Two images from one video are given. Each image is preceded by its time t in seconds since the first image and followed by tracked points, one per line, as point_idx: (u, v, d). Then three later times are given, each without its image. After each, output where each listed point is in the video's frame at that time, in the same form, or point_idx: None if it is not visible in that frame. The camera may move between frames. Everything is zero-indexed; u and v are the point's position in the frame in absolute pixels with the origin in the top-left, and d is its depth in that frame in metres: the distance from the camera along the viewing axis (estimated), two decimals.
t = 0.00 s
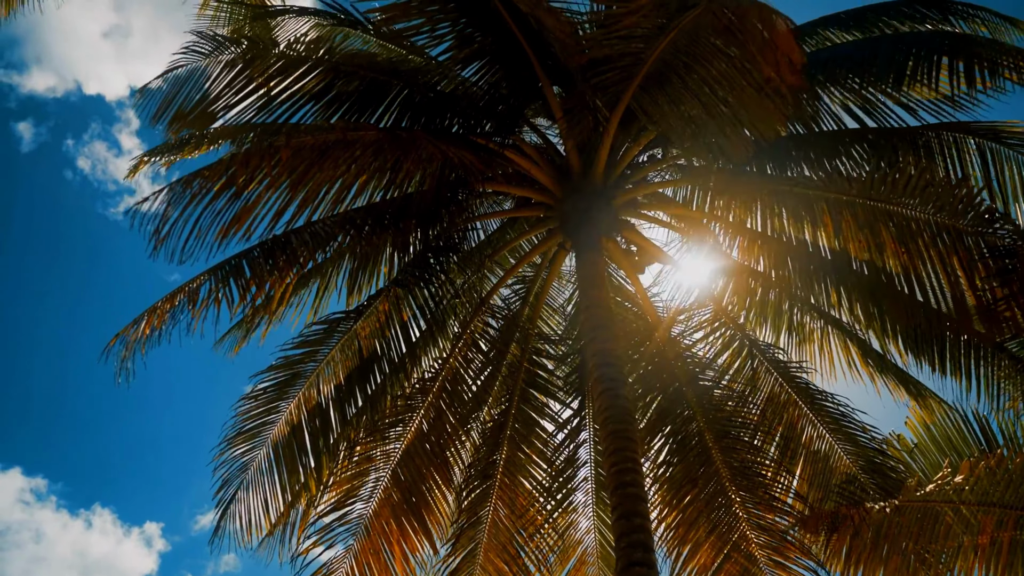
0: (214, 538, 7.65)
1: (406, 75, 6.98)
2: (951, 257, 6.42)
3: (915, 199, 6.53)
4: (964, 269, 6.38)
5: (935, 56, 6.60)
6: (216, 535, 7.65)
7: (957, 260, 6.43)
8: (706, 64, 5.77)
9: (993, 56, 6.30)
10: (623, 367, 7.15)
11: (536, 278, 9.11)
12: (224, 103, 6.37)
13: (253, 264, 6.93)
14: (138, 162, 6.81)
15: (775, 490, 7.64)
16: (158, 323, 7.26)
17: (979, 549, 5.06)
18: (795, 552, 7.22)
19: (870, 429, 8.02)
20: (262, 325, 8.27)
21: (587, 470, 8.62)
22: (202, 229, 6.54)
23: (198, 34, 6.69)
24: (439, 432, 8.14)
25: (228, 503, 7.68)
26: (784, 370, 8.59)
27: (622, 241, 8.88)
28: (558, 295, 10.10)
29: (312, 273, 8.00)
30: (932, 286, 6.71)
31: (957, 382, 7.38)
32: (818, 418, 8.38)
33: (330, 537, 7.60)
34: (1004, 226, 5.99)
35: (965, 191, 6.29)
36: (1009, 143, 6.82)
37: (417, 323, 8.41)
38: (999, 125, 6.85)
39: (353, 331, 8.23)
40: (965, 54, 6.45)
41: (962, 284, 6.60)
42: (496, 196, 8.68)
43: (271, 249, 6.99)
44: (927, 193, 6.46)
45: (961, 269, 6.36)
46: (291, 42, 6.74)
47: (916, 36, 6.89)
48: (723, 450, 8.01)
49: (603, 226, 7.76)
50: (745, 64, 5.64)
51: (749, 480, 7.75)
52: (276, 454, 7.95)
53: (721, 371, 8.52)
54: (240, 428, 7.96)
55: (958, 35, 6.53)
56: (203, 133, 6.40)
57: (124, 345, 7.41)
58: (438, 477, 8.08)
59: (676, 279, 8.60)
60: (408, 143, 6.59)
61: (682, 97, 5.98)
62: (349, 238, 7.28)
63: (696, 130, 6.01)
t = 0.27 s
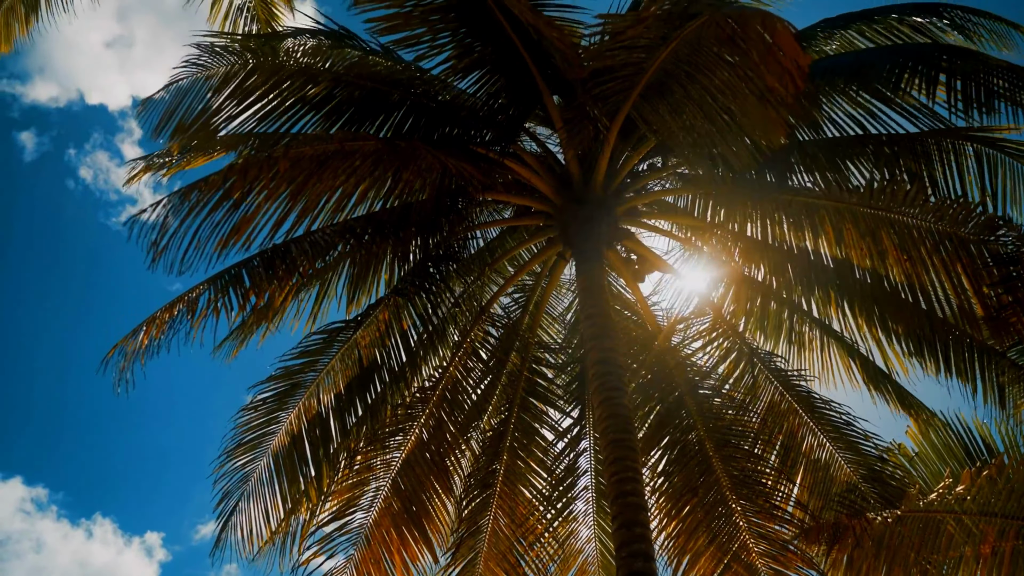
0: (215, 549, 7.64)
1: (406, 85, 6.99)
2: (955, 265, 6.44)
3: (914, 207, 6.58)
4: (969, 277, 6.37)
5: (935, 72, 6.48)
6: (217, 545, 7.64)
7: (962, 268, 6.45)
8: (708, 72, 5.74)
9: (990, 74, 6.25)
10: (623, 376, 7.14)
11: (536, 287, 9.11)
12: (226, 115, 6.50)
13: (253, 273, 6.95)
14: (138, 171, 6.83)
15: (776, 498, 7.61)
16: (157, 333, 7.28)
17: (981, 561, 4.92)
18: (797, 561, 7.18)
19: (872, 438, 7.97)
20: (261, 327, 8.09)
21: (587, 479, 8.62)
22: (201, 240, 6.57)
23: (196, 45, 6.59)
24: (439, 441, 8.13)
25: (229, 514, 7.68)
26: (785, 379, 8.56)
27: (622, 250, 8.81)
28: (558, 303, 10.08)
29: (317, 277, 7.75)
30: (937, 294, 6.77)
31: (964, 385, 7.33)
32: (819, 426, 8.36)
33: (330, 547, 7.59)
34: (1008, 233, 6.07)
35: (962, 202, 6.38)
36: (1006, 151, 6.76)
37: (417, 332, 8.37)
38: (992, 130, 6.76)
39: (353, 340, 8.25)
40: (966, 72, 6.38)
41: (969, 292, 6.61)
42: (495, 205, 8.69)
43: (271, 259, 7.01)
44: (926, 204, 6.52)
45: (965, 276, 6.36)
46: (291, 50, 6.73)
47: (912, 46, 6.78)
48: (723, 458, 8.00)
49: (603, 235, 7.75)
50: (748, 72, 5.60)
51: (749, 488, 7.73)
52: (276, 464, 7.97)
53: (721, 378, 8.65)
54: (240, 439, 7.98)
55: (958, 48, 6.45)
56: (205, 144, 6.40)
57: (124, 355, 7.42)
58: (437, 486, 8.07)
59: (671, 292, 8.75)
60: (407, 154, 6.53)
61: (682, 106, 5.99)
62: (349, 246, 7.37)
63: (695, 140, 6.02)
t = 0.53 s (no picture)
0: (215, 557, 7.61)
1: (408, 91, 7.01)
2: (956, 271, 6.49)
3: (916, 214, 6.53)
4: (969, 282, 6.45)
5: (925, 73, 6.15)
6: (217, 554, 7.62)
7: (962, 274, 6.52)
8: (711, 78, 5.78)
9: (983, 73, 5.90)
10: (624, 382, 7.14)
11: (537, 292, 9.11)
12: (227, 124, 6.51)
13: (253, 279, 6.94)
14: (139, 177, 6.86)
15: (777, 504, 7.65)
16: (155, 339, 7.27)
17: (983, 567, 4.92)
18: (797, 568, 7.22)
19: (876, 443, 7.98)
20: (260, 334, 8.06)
21: (588, 485, 8.69)
22: (201, 246, 6.58)
23: (196, 57, 6.59)
24: (440, 448, 8.09)
25: (230, 521, 7.68)
26: (787, 384, 8.58)
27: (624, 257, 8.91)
28: (558, 310, 10.07)
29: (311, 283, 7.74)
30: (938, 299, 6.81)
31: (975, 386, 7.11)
32: (820, 432, 8.37)
33: (331, 554, 7.56)
34: (1008, 240, 6.06)
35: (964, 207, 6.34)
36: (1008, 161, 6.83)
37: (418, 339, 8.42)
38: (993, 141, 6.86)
39: (353, 346, 8.24)
40: (958, 68, 6.02)
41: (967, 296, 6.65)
42: (496, 211, 8.69)
43: (271, 264, 7.01)
44: (929, 209, 6.47)
45: (967, 282, 6.42)
46: (292, 58, 6.75)
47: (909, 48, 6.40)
48: (725, 465, 7.98)
49: (604, 241, 7.73)
50: (754, 78, 5.63)
51: (750, 494, 7.71)
52: (277, 471, 7.92)
53: (721, 386, 8.55)
54: (241, 446, 7.95)
55: (950, 50, 6.04)
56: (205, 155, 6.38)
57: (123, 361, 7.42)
58: (438, 492, 8.08)
59: (676, 296, 8.57)
60: (407, 161, 6.67)
61: (685, 112, 5.99)
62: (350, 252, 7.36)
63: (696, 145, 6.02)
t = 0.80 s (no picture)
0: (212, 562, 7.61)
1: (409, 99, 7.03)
2: (956, 278, 6.51)
3: (918, 219, 6.50)
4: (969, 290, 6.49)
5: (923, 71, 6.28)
6: (214, 559, 7.61)
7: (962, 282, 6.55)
8: (712, 85, 5.78)
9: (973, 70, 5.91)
10: (625, 389, 7.14)
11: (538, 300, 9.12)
12: (228, 131, 6.52)
13: (253, 285, 6.96)
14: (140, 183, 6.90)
15: (779, 511, 7.58)
16: (155, 343, 7.29)
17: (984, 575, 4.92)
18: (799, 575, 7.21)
19: (879, 451, 7.94)
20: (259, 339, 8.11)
21: (591, 493, 8.72)
22: (201, 251, 6.59)
23: (199, 68, 6.66)
24: (440, 455, 8.10)
25: (227, 527, 7.63)
26: (788, 391, 8.59)
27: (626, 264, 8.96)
28: (560, 318, 10.07)
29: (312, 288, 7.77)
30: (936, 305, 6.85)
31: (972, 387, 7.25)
32: (822, 440, 8.36)
33: (331, 561, 7.55)
34: (1010, 248, 6.01)
35: (968, 213, 6.31)
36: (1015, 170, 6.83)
37: (419, 346, 8.44)
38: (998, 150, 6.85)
39: (354, 353, 8.26)
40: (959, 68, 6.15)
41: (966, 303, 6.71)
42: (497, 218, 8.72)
43: (272, 271, 7.02)
44: (930, 214, 6.45)
45: (966, 289, 6.46)
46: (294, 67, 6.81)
47: (908, 56, 6.57)
48: (726, 471, 7.97)
49: (605, 247, 7.72)
50: (755, 84, 5.65)
51: (751, 501, 7.70)
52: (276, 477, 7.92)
53: (724, 392, 8.66)
54: (243, 452, 7.95)
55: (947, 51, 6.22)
56: (208, 163, 6.40)
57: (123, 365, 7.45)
58: (439, 499, 8.06)
59: (677, 300, 8.48)
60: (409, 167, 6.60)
61: (685, 119, 6.01)
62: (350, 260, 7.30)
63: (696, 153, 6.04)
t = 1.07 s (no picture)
0: (208, 568, 7.60)
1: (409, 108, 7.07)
2: (957, 285, 6.48)
3: (919, 228, 6.49)
4: (971, 297, 6.45)
5: (933, 82, 6.31)
6: (210, 565, 7.60)
7: (964, 288, 6.50)
8: (712, 95, 5.78)
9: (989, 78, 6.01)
10: (625, 398, 7.15)
11: (539, 308, 9.13)
12: (229, 139, 6.52)
13: (254, 293, 6.98)
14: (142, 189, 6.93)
15: (780, 519, 7.56)
16: (156, 350, 7.30)
17: None
18: None
19: (883, 459, 7.92)
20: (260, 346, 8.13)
21: (592, 501, 8.66)
22: (203, 259, 6.60)
23: (201, 77, 6.66)
24: (441, 464, 8.09)
25: (225, 534, 7.60)
26: (789, 399, 8.61)
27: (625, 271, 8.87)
28: (562, 326, 10.07)
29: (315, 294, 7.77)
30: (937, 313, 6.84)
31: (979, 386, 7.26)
32: (824, 448, 8.34)
33: (331, 571, 7.53)
34: (1012, 254, 6.01)
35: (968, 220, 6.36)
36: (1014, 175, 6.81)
37: (419, 355, 8.46)
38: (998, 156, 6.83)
39: (354, 361, 8.27)
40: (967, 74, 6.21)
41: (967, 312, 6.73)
42: (497, 226, 8.72)
43: (272, 279, 7.02)
44: (931, 222, 6.46)
45: (967, 296, 6.43)
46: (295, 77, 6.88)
47: (912, 61, 6.63)
48: (728, 479, 7.95)
49: (605, 255, 7.73)
50: (756, 93, 5.65)
51: (753, 510, 7.68)
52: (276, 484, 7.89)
53: (725, 399, 8.57)
54: (244, 459, 7.94)
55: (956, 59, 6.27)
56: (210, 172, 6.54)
57: (123, 370, 7.46)
58: (439, 508, 8.04)
59: (677, 309, 8.56)
60: (411, 175, 6.62)
61: (685, 128, 6.02)
62: (352, 268, 7.34)
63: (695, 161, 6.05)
